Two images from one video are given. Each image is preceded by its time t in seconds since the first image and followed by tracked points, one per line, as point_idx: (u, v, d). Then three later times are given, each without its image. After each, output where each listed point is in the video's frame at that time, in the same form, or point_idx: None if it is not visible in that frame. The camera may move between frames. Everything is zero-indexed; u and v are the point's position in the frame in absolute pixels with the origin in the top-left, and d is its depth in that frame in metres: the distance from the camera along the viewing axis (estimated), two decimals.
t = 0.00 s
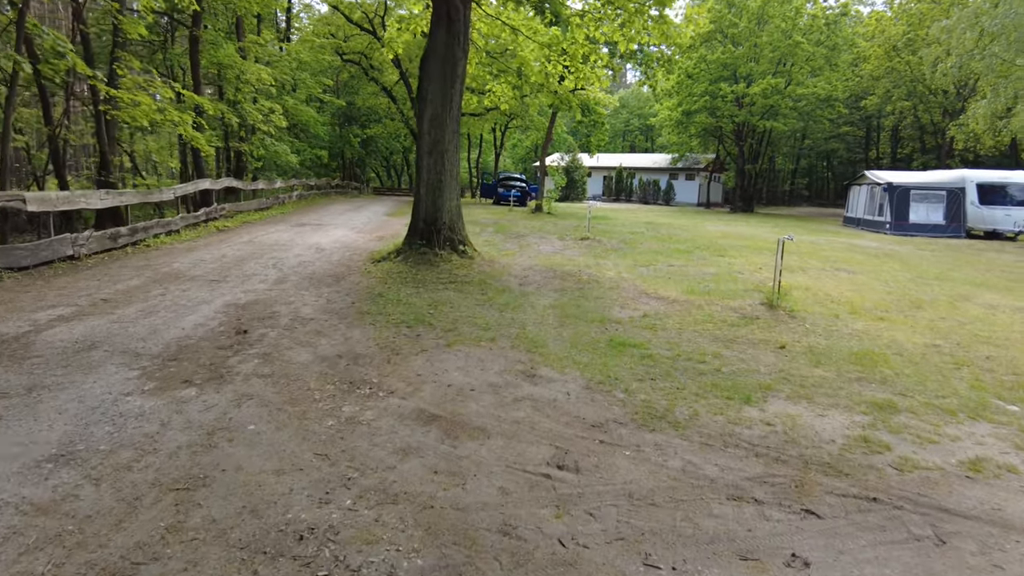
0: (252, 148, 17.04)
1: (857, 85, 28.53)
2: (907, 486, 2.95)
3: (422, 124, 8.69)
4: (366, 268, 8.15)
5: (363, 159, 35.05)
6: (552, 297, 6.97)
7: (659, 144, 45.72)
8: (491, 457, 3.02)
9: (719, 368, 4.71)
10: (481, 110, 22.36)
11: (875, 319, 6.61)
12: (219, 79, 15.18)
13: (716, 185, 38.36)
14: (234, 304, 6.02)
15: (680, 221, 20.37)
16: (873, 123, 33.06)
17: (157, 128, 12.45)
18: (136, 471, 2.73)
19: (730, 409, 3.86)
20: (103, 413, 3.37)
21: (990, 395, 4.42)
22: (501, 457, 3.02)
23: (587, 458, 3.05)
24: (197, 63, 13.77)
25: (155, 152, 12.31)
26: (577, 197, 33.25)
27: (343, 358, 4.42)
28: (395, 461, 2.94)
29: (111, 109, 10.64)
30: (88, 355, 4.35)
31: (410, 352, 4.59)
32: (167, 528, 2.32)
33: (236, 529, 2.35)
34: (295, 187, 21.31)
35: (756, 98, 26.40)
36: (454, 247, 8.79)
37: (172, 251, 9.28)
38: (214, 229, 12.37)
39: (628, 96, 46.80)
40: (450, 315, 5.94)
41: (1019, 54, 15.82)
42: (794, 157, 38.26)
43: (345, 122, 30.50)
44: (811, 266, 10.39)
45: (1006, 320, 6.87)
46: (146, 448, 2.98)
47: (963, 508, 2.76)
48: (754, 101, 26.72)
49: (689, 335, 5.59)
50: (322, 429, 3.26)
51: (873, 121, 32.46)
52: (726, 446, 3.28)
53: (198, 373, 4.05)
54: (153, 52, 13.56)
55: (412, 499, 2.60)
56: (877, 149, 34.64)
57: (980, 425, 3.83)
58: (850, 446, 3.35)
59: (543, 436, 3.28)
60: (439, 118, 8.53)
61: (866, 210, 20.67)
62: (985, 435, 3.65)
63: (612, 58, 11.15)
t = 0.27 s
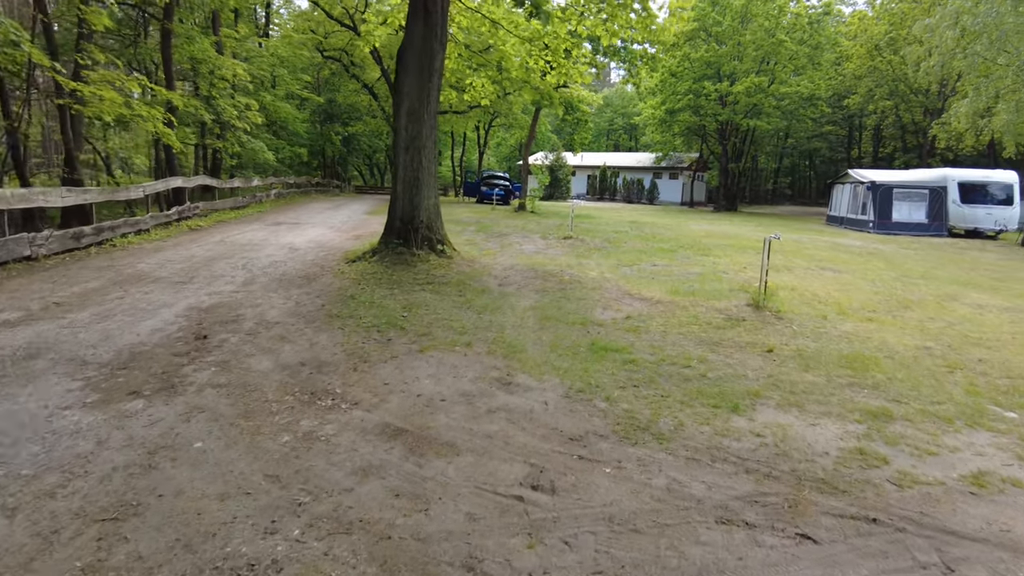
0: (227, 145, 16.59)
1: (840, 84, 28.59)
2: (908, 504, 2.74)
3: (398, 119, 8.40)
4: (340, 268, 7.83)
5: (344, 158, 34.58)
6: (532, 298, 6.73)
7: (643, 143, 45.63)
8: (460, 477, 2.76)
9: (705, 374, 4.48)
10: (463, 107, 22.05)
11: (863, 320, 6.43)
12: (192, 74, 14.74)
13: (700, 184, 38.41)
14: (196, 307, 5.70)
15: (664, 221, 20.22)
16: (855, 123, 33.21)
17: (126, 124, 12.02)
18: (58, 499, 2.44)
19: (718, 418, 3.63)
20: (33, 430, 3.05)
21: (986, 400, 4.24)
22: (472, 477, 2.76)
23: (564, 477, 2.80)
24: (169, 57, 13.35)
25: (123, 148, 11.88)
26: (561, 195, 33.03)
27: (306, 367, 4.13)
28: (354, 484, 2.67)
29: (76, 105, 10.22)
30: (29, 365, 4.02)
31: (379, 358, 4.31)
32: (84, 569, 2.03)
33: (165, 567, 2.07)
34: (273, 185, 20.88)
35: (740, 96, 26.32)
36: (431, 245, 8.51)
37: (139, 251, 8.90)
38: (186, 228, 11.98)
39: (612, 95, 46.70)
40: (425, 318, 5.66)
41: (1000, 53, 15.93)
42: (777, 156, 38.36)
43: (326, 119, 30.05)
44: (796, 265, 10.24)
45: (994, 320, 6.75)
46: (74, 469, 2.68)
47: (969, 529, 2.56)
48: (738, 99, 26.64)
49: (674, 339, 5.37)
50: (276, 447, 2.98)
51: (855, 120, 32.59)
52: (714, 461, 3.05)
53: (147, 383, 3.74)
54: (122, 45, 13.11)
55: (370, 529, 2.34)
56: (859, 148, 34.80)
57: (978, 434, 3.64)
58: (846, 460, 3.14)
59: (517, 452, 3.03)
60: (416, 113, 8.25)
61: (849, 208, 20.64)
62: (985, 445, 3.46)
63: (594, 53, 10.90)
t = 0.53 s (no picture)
0: (187, 141, 16.01)
1: (809, 83, 28.82)
2: (896, 528, 2.56)
3: (362, 114, 8.07)
4: (300, 270, 7.50)
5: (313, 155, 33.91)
6: (500, 301, 6.48)
7: (615, 141, 45.65)
8: (413, 508, 2.50)
9: (679, 382, 4.28)
10: (434, 103, 21.69)
11: (838, 322, 6.31)
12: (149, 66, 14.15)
13: (672, 181, 38.50)
14: (141, 313, 5.32)
15: (637, 219, 20.11)
16: (824, 121, 33.55)
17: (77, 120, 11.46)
18: None
19: (693, 431, 3.43)
20: None
21: (965, 407, 4.11)
22: (426, 508, 2.50)
23: (528, 505, 2.56)
24: (124, 49, 12.78)
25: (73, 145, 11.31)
26: (534, 193, 32.81)
27: (253, 381, 3.82)
28: (294, 518, 2.40)
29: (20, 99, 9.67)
30: None
31: (333, 371, 4.02)
32: None
33: None
34: (237, 183, 20.30)
35: (711, 94, 26.34)
36: (397, 246, 8.23)
37: (87, 253, 8.44)
38: (142, 228, 11.47)
39: (585, 93, 46.60)
40: (386, 324, 5.38)
41: (964, 54, 16.29)
42: (748, 154, 38.62)
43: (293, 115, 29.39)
44: (768, 264, 10.14)
45: (966, 320, 6.70)
46: None
47: (961, 556, 2.38)
48: (709, 97, 26.66)
49: (646, 343, 5.16)
50: (209, 476, 2.68)
51: (823, 118, 32.92)
52: (689, 481, 2.84)
53: (74, 402, 3.40)
54: (73, 37, 12.50)
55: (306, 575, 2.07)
56: (828, 147, 35.18)
57: (961, 445, 3.49)
58: (828, 477, 2.95)
59: (478, 476, 2.78)
60: (381, 108, 7.95)
61: (819, 206, 20.76)
62: (968, 457, 3.31)
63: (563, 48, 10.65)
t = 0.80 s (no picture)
0: (133, 135, 15.29)
1: (768, 82, 29.20)
2: (879, 547, 2.40)
3: (314, 106, 7.69)
4: (249, 271, 7.11)
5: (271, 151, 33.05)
6: (460, 302, 6.22)
7: (578, 138, 45.68)
8: (357, 542, 2.24)
9: (647, 387, 4.09)
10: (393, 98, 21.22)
11: (804, 321, 6.22)
12: (90, 56, 13.43)
13: (634, 179, 38.70)
14: (70, 318, 4.92)
15: (600, 216, 20.04)
16: (782, 120, 34.07)
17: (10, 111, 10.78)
18: None
19: (662, 442, 3.23)
20: None
21: (937, 409, 4.01)
22: (373, 541, 2.24)
23: (486, 533, 2.32)
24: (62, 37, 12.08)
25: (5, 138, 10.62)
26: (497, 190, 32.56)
27: (188, 394, 3.49)
28: (219, 557, 2.11)
29: None
30: None
31: (277, 382, 3.71)
32: None
33: None
34: (189, 178, 19.56)
35: (673, 92, 26.46)
36: (352, 245, 7.93)
37: (18, 253, 7.89)
38: (83, 226, 10.86)
39: (548, 90, 46.51)
40: (338, 328, 5.07)
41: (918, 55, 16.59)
42: (708, 153, 39.03)
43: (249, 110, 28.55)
44: (731, 262, 10.09)
45: (928, 318, 6.69)
46: None
47: None
48: (671, 95, 26.77)
49: (612, 346, 4.96)
50: (124, 508, 2.37)
51: (781, 117, 33.43)
52: (660, 500, 2.63)
53: None
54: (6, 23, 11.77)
55: None
56: (786, 145, 35.75)
57: (936, 451, 3.37)
58: (806, 491, 2.78)
59: (432, 500, 2.53)
60: (335, 101, 7.59)
61: (779, 204, 20.99)
62: (946, 465, 3.18)
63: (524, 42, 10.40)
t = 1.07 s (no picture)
0: (68, 128, 14.47)
1: (722, 83, 29.59)
2: (860, 574, 2.25)
3: (258, 100, 7.29)
4: (188, 274, 6.69)
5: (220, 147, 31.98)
6: (414, 307, 5.94)
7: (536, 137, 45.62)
8: None
9: (609, 397, 3.90)
10: (347, 93, 20.69)
11: (764, 324, 6.14)
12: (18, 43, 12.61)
13: (591, 178, 38.83)
14: None
15: (559, 216, 19.91)
16: (736, 121, 34.60)
17: None
18: None
19: (628, 460, 3.03)
20: None
21: (903, 416, 3.93)
22: None
23: None
24: None
25: None
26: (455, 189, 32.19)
27: (106, 416, 3.13)
28: None
29: None
30: None
31: (210, 401, 3.39)
32: None
33: None
34: (131, 174, 18.69)
35: (630, 92, 26.54)
36: (299, 246, 7.57)
37: None
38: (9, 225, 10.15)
39: (505, 88, 46.29)
40: (282, 338, 4.74)
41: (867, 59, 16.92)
42: (664, 153, 39.42)
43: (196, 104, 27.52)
44: (690, 262, 10.04)
45: (885, 318, 6.70)
46: None
47: None
48: (628, 95, 26.85)
49: (573, 353, 4.76)
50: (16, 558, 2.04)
51: (735, 118, 33.94)
52: (627, 529, 2.43)
53: None
54: None
55: None
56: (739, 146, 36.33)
57: (907, 461, 3.26)
58: (780, 513, 2.62)
59: (378, 538, 2.28)
60: (280, 94, 7.22)
61: (734, 203, 21.21)
62: (918, 477, 3.07)
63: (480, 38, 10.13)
